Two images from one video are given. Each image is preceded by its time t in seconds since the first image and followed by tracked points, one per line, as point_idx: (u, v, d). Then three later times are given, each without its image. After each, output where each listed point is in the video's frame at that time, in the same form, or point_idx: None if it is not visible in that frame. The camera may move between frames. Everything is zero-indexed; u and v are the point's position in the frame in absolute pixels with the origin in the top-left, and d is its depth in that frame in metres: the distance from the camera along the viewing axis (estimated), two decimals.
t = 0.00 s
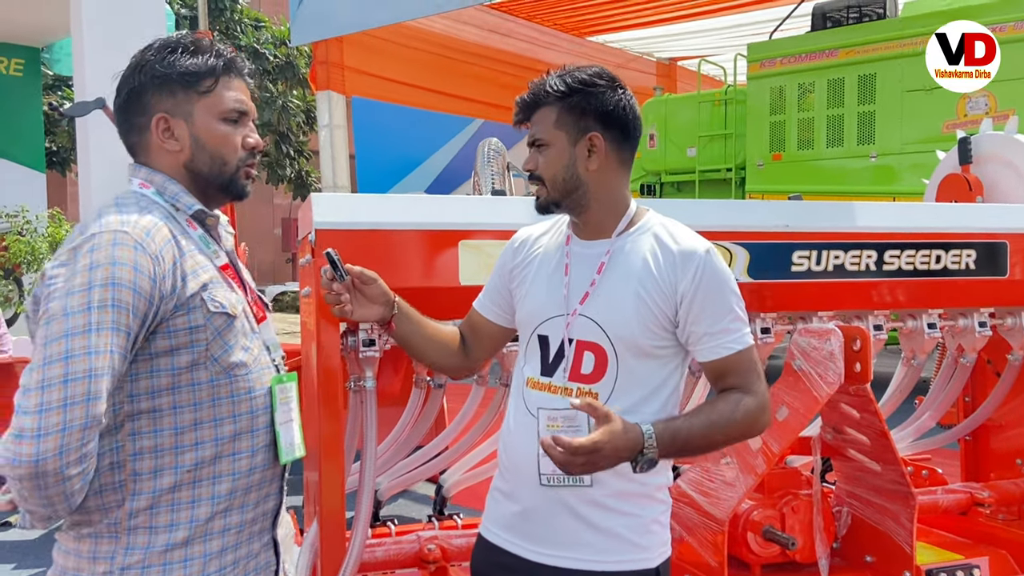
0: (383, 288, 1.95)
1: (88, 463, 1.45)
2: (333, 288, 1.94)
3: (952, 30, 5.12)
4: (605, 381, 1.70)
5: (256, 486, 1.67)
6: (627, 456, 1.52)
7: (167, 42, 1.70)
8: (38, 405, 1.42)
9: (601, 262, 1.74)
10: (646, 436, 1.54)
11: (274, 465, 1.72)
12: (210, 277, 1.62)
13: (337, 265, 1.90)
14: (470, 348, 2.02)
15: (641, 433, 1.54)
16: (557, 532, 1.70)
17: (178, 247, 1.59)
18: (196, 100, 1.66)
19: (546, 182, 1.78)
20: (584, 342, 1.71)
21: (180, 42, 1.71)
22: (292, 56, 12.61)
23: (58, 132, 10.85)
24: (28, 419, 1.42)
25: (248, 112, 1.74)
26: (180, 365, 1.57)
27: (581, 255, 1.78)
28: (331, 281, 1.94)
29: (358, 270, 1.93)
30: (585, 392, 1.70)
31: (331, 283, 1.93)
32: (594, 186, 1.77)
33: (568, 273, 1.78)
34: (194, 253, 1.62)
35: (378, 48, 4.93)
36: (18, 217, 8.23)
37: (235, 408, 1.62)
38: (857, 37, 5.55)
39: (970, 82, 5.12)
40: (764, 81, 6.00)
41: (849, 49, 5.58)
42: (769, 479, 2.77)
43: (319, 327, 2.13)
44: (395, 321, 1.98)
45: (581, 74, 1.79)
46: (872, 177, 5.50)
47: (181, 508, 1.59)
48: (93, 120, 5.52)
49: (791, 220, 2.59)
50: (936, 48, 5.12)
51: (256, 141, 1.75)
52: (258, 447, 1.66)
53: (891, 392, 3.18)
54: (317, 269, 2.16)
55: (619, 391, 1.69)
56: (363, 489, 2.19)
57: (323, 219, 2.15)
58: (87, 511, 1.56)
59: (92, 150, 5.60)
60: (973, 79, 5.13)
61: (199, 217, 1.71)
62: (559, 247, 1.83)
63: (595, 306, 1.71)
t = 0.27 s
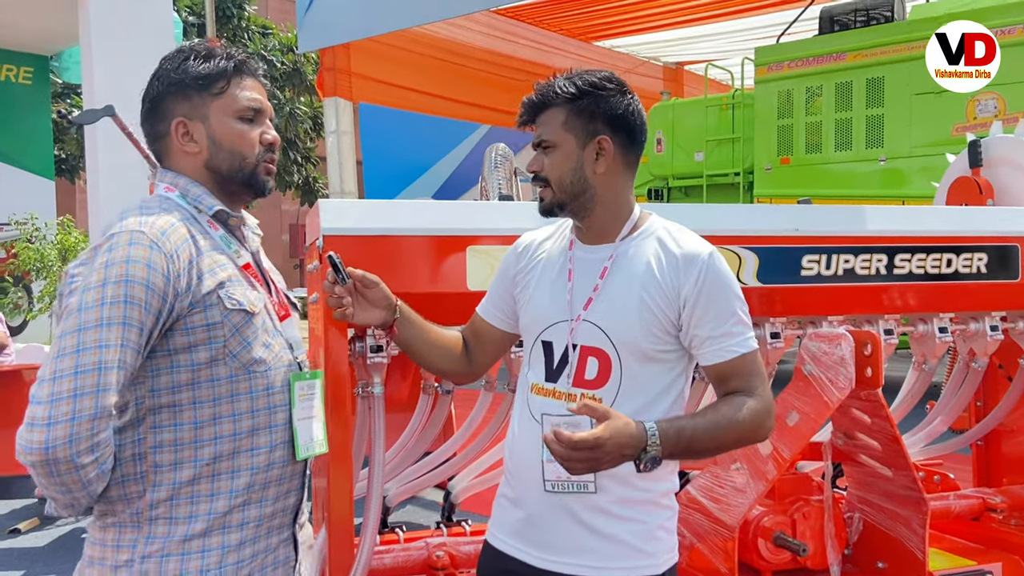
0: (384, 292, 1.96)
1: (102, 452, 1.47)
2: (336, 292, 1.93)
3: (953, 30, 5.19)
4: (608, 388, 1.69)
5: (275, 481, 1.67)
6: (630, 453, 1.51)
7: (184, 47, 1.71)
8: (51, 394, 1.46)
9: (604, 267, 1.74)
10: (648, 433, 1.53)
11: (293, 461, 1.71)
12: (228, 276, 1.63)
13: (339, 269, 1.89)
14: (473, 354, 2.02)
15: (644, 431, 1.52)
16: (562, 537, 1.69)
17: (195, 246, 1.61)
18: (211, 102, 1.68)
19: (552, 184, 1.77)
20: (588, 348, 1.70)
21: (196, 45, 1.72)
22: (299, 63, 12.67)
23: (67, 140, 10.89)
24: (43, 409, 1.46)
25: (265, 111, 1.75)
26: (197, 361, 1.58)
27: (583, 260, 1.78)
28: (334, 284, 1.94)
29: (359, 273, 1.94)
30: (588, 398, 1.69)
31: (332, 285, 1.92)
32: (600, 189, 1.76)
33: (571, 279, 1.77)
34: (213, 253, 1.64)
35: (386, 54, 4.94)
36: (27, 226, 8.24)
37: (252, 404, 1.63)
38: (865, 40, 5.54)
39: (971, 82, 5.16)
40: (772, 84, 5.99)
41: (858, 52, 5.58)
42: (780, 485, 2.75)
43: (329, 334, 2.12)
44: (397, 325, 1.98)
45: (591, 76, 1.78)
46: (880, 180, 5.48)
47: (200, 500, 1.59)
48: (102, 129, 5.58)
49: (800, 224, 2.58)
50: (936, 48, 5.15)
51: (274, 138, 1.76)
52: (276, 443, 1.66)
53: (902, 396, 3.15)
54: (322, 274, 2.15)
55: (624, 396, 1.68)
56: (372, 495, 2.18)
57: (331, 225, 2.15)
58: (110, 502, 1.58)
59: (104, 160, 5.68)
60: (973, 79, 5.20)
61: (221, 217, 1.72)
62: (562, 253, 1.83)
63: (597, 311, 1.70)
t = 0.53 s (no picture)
0: (393, 294, 1.96)
1: (106, 459, 1.50)
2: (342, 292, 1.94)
3: (953, 30, 5.25)
4: (618, 394, 1.68)
5: (287, 489, 1.65)
6: (643, 465, 1.50)
7: (233, 73, 1.73)
8: (55, 406, 1.48)
9: (612, 272, 1.73)
10: (659, 445, 1.52)
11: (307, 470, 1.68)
12: (238, 292, 1.62)
13: (347, 269, 1.90)
14: (481, 359, 2.01)
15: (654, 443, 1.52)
16: (570, 544, 1.68)
17: (205, 265, 1.61)
18: (245, 128, 1.68)
19: (561, 187, 1.76)
20: (597, 353, 1.69)
21: (243, 72, 1.73)
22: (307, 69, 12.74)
23: (76, 147, 10.96)
24: (47, 419, 1.48)
25: (299, 141, 1.73)
26: (205, 374, 1.59)
27: (591, 264, 1.76)
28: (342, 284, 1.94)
29: (367, 274, 1.93)
30: (598, 403, 1.69)
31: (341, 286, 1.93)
32: (611, 194, 1.76)
33: (579, 284, 1.76)
34: (226, 271, 1.63)
35: (391, 60, 4.99)
36: (37, 233, 8.29)
37: (260, 414, 1.61)
38: (873, 43, 5.52)
39: (973, 81, 5.15)
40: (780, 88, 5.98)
41: (865, 55, 5.55)
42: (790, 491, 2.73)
43: (335, 337, 2.13)
44: (405, 327, 1.96)
45: (604, 80, 1.77)
46: (890, 184, 5.42)
47: (211, 504, 1.59)
48: (111, 135, 5.61)
49: (809, 228, 2.57)
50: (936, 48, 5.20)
51: (303, 167, 1.73)
52: (285, 453, 1.64)
53: (913, 400, 3.13)
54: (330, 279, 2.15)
55: (634, 400, 1.67)
56: (379, 501, 2.18)
57: (339, 230, 2.14)
58: (134, 500, 1.62)
59: (113, 166, 5.70)
60: (974, 79, 5.22)
61: (240, 236, 1.71)
62: (570, 257, 1.81)
63: (607, 316, 1.69)
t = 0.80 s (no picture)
0: (397, 297, 1.95)
1: (122, 456, 1.50)
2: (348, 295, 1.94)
3: (953, 30, 5.21)
4: (627, 396, 1.67)
5: (299, 491, 1.64)
6: (664, 446, 1.48)
7: (255, 80, 1.73)
8: (72, 403, 1.49)
9: (619, 275, 1.72)
10: (681, 426, 1.51)
11: (322, 473, 1.68)
12: (253, 294, 1.62)
13: (351, 272, 1.92)
14: (487, 362, 1.99)
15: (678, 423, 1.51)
16: (582, 549, 1.67)
17: (220, 266, 1.61)
18: (262, 135, 1.68)
19: (586, 197, 1.73)
20: (605, 356, 1.69)
21: (266, 79, 1.73)
22: (314, 74, 12.80)
23: (85, 152, 11.01)
24: (64, 415, 1.49)
25: (316, 149, 1.72)
26: (220, 374, 1.58)
27: (597, 267, 1.76)
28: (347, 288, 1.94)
29: (371, 278, 1.94)
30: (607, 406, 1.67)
31: (346, 289, 1.94)
32: (632, 202, 1.75)
33: (585, 288, 1.75)
34: (242, 273, 1.63)
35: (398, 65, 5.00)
36: (46, 238, 8.32)
37: (274, 416, 1.61)
38: (881, 46, 5.48)
39: (971, 82, 5.19)
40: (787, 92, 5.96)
41: (874, 59, 5.52)
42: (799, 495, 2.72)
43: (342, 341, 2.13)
44: (410, 331, 1.96)
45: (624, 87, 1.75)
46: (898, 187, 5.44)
47: (224, 505, 1.58)
48: (120, 140, 5.65)
49: (818, 231, 2.55)
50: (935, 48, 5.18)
51: (319, 176, 1.73)
52: (298, 454, 1.64)
53: (922, 404, 3.11)
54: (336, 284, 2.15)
55: (644, 403, 1.66)
56: (387, 505, 2.18)
57: (346, 234, 2.15)
58: (149, 500, 1.62)
59: (122, 172, 5.74)
60: (974, 79, 5.22)
61: (257, 240, 1.71)
62: (576, 261, 1.80)
63: (615, 319, 1.68)
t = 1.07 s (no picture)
0: (404, 297, 1.96)
1: (136, 459, 1.50)
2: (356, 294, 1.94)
3: (954, 30, 5.20)
4: (648, 391, 1.68)
5: (312, 496, 1.65)
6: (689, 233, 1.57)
7: (271, 83, 1.74)
8: (87, 403, 1.49)
9: (633, 274, 1.73)
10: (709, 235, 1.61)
11: (335, 478, 1.69)
12: (268, 296, 1.63)
13: (360, 271, 1.91)
14: (487, 363, 2.00)
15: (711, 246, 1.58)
16: (598, 551, 1.67)
17: (235, 267, 1.61)
18: (276, 137, 1.69)
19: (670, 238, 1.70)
20: (627, 353, 1.70)
21: (280, 82, 1.74)
22: (322, 78, 12.85)
23: (94, 156, 11.07)
24: (79, 416, 1.49)
25: (330, 152, 1.73)
26: (233, 377, 1.59)
27: (608, 270, 1.76)
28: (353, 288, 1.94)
29: (380, 277, 1.94)
30: (628, 404, 1.68)
31: (354, 289, 1.93)
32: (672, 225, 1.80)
33: (598, 293, 1.74)
34: (255, 275, 1.63)
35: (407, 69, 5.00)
36: (56, 243, 8.36)
37: (288, 420, 1.61)
38: (889, 49, 5.44)
39: (972, 82, 5.24)
40: (795, 95, 5.90)
41: (881, 62, 5.48)
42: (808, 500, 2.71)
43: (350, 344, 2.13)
44: (415, 330, 1.97)
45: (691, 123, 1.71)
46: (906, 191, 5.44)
47: (236, 511, 1.58)
48: (130, 146, 5.69)
49: (827, 235, 2.55)
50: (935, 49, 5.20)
51: (332, 179, 1.73)
52: (312, 460, 1.64)
53: (932, 409, 3.09)
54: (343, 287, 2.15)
55: (664, 401, 1.67)
56: (395, 509, 2.19)
57: (353, 238, 2.15)
58: (158, 506, 1.62)
59: (132, 177, 5.77)
60: (974, 78, 5.28)
61: (270, 243, 1.71)
62: (583, 266, 1.80)
63: (635, 318, 1.70)
